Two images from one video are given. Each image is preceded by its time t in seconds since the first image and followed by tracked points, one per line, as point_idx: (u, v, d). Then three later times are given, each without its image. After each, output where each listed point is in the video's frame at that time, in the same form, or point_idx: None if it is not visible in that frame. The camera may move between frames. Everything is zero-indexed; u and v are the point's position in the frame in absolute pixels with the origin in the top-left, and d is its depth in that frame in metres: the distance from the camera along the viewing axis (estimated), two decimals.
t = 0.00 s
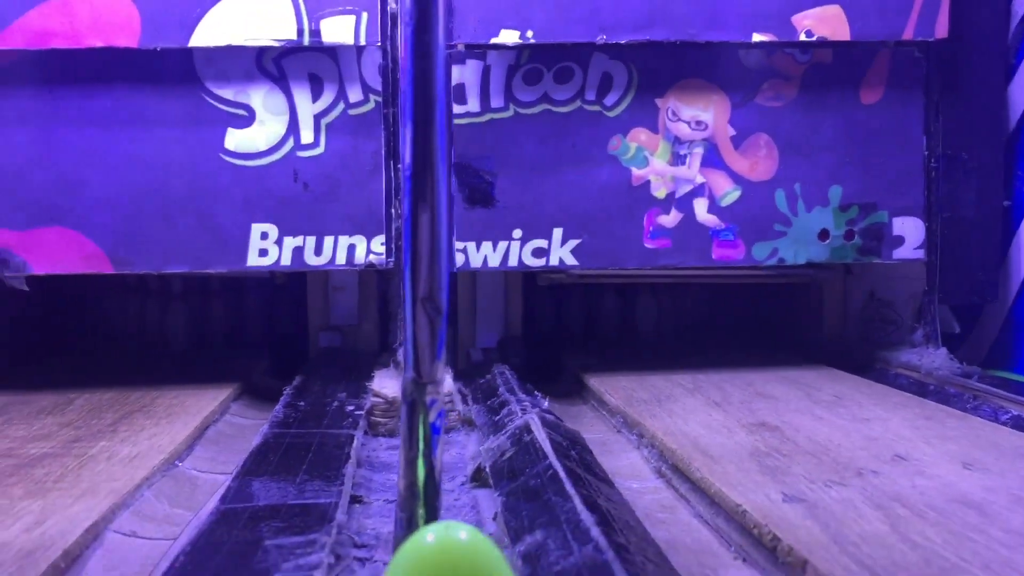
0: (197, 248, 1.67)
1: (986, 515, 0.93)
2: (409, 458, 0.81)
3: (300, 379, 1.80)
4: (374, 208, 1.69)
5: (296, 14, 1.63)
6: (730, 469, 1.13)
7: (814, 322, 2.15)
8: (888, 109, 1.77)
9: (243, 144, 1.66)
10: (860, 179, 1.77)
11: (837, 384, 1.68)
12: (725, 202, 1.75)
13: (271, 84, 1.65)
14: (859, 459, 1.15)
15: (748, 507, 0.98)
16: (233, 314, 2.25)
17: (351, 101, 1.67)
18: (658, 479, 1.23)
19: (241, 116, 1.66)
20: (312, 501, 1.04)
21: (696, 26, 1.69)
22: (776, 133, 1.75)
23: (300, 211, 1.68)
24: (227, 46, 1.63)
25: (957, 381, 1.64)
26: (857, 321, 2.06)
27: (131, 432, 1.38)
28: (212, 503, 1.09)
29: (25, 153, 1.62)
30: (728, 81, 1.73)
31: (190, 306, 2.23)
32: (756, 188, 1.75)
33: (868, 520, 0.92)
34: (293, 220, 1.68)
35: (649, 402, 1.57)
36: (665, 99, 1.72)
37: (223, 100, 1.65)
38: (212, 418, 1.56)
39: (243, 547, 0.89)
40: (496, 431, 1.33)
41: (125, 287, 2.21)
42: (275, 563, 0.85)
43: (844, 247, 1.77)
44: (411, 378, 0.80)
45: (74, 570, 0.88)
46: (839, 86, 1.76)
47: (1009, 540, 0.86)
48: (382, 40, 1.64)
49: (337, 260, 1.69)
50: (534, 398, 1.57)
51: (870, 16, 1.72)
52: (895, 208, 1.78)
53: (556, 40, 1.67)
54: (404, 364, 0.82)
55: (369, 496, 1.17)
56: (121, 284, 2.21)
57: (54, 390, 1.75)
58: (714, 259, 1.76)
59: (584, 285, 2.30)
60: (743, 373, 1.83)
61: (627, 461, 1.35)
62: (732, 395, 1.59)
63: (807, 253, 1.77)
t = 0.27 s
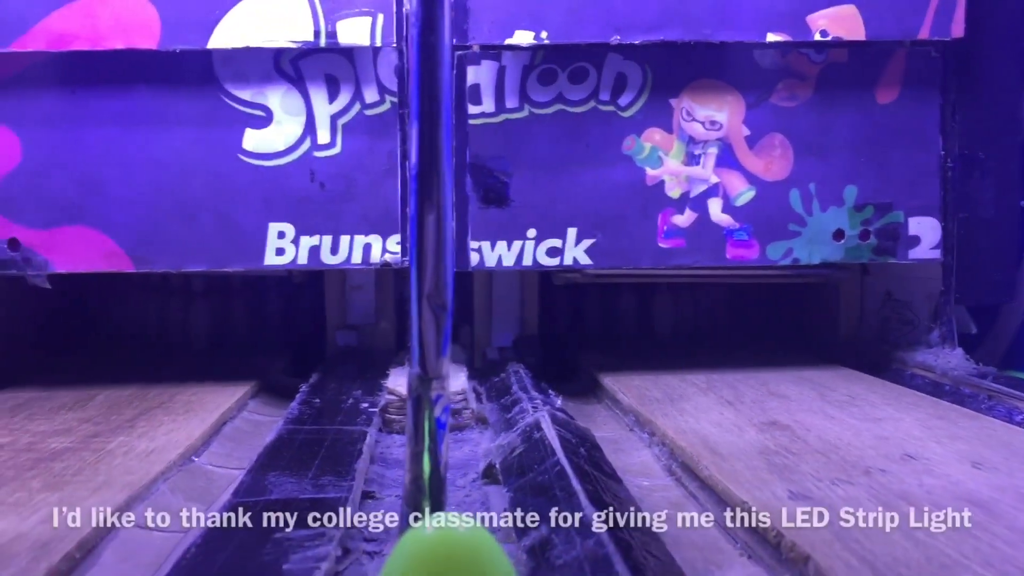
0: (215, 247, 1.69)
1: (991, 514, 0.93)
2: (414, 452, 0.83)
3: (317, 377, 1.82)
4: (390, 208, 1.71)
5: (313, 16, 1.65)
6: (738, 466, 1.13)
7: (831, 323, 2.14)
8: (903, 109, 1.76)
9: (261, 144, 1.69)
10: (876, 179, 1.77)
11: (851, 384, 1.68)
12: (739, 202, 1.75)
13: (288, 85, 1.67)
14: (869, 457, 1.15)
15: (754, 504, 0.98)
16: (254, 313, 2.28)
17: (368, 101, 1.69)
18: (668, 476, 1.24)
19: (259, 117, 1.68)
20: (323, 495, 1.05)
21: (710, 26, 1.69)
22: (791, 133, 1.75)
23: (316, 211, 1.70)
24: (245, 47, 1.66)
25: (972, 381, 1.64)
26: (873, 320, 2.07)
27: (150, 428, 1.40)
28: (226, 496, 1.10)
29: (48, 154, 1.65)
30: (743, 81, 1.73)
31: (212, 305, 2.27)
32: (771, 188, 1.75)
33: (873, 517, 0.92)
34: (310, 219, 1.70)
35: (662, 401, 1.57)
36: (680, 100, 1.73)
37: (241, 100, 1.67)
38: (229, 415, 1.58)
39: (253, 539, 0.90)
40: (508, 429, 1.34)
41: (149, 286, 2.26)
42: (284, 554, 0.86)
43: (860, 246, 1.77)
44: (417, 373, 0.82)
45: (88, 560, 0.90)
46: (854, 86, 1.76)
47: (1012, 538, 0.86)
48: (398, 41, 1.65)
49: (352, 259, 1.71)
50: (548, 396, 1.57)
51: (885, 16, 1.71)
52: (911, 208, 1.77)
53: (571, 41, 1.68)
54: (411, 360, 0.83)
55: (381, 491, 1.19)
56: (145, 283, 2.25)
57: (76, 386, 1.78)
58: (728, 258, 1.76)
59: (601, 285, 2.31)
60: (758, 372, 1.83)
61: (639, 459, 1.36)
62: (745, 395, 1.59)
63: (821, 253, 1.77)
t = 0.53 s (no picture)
0: (231, 243, 1.72)
1: (993, 509, 0.93)
2: (418, 442, 0.84)
3: (332, 372, 1.84)
4: (403, 205, 1.73)
5: (328, 15, 1.67)
6: (743, 461, 1.14)
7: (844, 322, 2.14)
8: (917, 107, 1.76)
9: (277, 141, 1.71)
10: (889, 176, 1.77)
11: (862, 381, 1.68)
12: (751, 199, 1.76)
13: (303, 83, 1.69)
14: (875, 453, 1.16)
15: (756, 498, 0.99)
16: (272, 309, 2.30)
17: (382, 99, 1.71)
18: (675, 471, 1.25)
19: (275, 114, 1.70)
20: (332, 486, 1.07)
21: (722, 24, 1.70)
22: (803, 131, 1.75)
23: (331, 207, 1.72)
24: (261, 46, 1.68)
25: (984, 379, 1.63)
26: (887, 319, 2.05)
27: (165, 420, 1.43)
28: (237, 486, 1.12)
29: (68, 151, 1.68)
30: (756, 78, 1.74)
31: (230, 300, 2.29)
32: (783, 186, 1.76)
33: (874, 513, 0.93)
34: (324, 216, 1.72)
35: (672, 397, 1.58)
36: (692, 97, 1.73)
37: (257, 98, 1.69)
38: (244, 408, 1.60)
39: (262, 528, 0.92)
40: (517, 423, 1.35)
41: (168, 283, 2.27)
42: (291, 542, 0.88)
43: (872, 245, 1.77)
44: (421, 366, 0.83)
45: (101, 547, 0.92)
46: (868, 83, 1.75)
47: (1012, 533, 0.87)
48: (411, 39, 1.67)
49: (366, 255, 1.73)
50: (559, 392, 1.58)
51: (898, 13, 1.71)
52: (924, 206, 1.77)
53: (583, 39, 1.70)
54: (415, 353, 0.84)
55: (391, 484, 1.21)
56: (164, 280, 2.27)
57: (95, 380, 1.80)
58: (740, 256, 1.76)
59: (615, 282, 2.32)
60: (769, 369, 1.83)
61: (647, 454, 1.37)
62: (755, 391, 1.60)
63: (833, 251, 1.77)
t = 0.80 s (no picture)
0: (244, 238, 1.73)
1: (995, 504, 0.94)
2: (420, 433, 0.85)
3: (344, 367, 1.85)
4: (414, 201, 1.74)
5: (340, 12, 1.69)
6: (749, 456, 1.14)
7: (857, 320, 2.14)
8: (929, 104, 1.76)
9: (289, 138, 1.72)
10: (900, 173, 1.76)
11: (872, 378, 1.68)
12: (762, 196, 1.76)
13: (316, 80, 1.71)
14: (880, 449, 1.16)
15: (759, 492, 1.00)
16: (286, 304, 2.32)
17: (393, 95, 1.72)
18: (681, 466, 1.25)
19: (288, 111, 1.72)
20: (339, 478, 1.07)
21: (732, 21, 1.70)
22: (814, 128, 1.75)
23: (343, 203, 1.73)
24: (274, 43, 1.69)
25: (996, 377, 1.63)
26: (899, 317, 2.06)
27: (177, 413, 1.44)
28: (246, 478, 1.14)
29: (83, 147, 1.70)
30: (766, 75, 1.74)
31: (244, 296, 2.31)
32: (793, 183, 1.75)
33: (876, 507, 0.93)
34: (336, 212, 1.73)
35: (680, 393, 1.59)
36: (703, 94, 1.74)
37: (270, 95, 1.71)
38: (256, 402, 1.61)
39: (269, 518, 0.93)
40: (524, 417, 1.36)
41: (183, 278, 2.28)
42: (296, 532, 0.89)
43: (883, 242, 1.77)
44: (424, 359, 0.83)
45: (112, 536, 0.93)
46: (879, 80, 1.75)
47: (1013, 528, 0.87)
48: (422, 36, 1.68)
49: (377, 251, 1.74)
50: (569, 387, 1.59)
51: (909, 10, 1.71)
52: (936, 203, 1.76)
53: (594, 37, 1.71)
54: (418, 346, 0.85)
55: (398, 477, 1.21)
56: (178, 275, 2.28)
57: (110, 374, 1.82)
58: (750, 253, 1.76)
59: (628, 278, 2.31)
60: (780, 366, 1.83)
61: (655, 449, 1.37)
62: (765, 388, 1.60)
63: (844, 248, 1.77)
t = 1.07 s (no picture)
0: (256, 232, 1.74)
1: (1005, 498, 0.93)
2: (428, 424, 0.85)
3: (356, 360, 1.86)
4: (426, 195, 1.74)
5: (352, 6, 1.69)
6: (758, 449, 1.14)
7: (870, 316, 2.13)
8: (943, 98, 1.75)
9: (301, 132, 1.72)
10: (914, 168, 1.75)
11: (885, 374, 1.67)
12: (774, 191, 1.75)
13: (328, 74, 1.71)
14: (891, 443, 1.16)
15: (768, 485, 0.99)
16: (298, 298, 2.33)
17: (405, 90, 1.72)
18: (691, 460, 1.25)
19: (300, 105, 1.72)
20: (348, 468, 1.08)
21: (744, 14, 1.70)
22: (827, 122, 1.74)
23: (354, 197, 1.73)
24: (286, 37, 1.70)
25: (1010, 372, 1.62)
26: (912, 313, 2.04)
27: (190, 405, 1.45)
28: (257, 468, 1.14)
29: (97, 141, 1.71)
30: (779, 69, 1.73)
31: (257, 290, 2.32)
32: (806, 177, 1.75)
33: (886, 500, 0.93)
34: (347, 206, 1.74)
35: (691, 388, 1.58)
36: (715, 88, 1.73)
37: (283, 89, 1.72)
38: (268, 395, 1.62)
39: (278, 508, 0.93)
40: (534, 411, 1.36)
41: (196, 272, 2.29)
42: (305, 521, 0.89)
43: (896, 237, 1.76)
44: (432, 348, 0.84)
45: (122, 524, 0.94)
46: (893, 74, 1.74)
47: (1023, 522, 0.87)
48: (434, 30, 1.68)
49: (389, 245, 1.74)
50: (579, 381, 1.59)
51: (923, 3, 1.70)
52: (949, 198, 1.75)
53: (605, 30, 1.70)
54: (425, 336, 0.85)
55: (407, 468, 1.22)
56: (192, 269, 2.29)
57: (124, 366, 1.84)
58: (762, 247, 1.76)
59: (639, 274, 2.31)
60: (792, 362, 1.83)
61: (665, 443, 1.37)
62: (776, 382, 1.60)
63: (857, 243, 1.76)
